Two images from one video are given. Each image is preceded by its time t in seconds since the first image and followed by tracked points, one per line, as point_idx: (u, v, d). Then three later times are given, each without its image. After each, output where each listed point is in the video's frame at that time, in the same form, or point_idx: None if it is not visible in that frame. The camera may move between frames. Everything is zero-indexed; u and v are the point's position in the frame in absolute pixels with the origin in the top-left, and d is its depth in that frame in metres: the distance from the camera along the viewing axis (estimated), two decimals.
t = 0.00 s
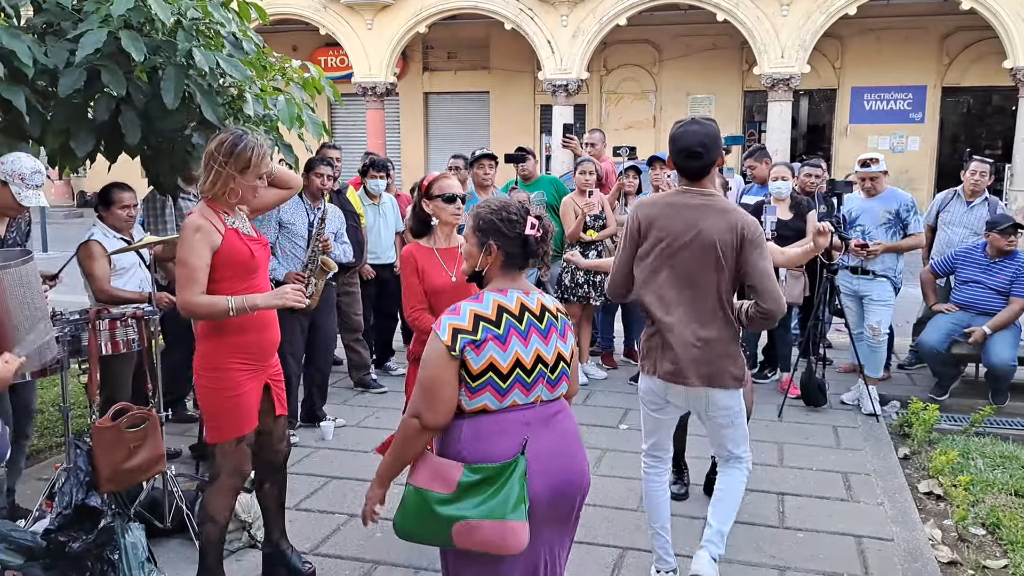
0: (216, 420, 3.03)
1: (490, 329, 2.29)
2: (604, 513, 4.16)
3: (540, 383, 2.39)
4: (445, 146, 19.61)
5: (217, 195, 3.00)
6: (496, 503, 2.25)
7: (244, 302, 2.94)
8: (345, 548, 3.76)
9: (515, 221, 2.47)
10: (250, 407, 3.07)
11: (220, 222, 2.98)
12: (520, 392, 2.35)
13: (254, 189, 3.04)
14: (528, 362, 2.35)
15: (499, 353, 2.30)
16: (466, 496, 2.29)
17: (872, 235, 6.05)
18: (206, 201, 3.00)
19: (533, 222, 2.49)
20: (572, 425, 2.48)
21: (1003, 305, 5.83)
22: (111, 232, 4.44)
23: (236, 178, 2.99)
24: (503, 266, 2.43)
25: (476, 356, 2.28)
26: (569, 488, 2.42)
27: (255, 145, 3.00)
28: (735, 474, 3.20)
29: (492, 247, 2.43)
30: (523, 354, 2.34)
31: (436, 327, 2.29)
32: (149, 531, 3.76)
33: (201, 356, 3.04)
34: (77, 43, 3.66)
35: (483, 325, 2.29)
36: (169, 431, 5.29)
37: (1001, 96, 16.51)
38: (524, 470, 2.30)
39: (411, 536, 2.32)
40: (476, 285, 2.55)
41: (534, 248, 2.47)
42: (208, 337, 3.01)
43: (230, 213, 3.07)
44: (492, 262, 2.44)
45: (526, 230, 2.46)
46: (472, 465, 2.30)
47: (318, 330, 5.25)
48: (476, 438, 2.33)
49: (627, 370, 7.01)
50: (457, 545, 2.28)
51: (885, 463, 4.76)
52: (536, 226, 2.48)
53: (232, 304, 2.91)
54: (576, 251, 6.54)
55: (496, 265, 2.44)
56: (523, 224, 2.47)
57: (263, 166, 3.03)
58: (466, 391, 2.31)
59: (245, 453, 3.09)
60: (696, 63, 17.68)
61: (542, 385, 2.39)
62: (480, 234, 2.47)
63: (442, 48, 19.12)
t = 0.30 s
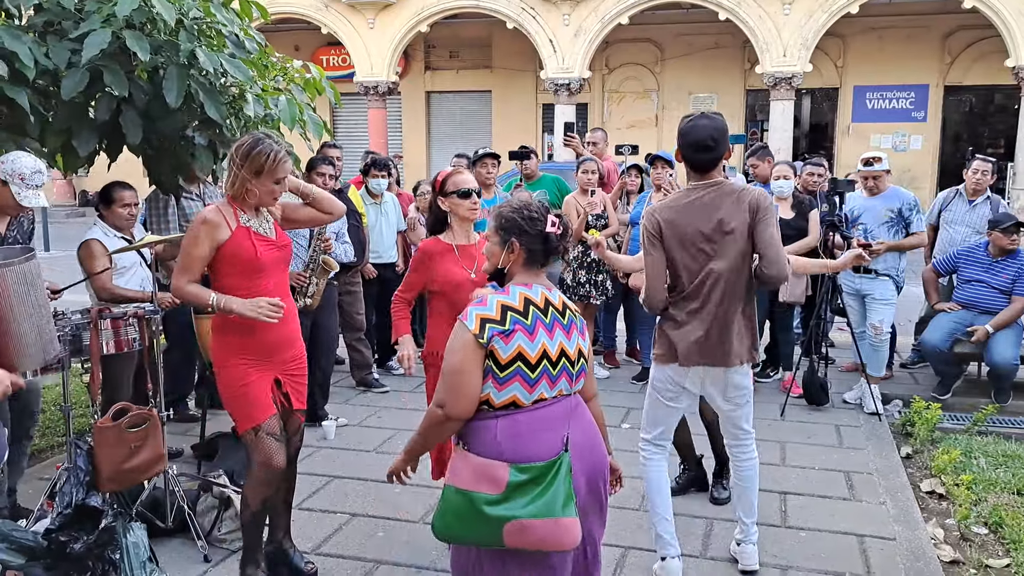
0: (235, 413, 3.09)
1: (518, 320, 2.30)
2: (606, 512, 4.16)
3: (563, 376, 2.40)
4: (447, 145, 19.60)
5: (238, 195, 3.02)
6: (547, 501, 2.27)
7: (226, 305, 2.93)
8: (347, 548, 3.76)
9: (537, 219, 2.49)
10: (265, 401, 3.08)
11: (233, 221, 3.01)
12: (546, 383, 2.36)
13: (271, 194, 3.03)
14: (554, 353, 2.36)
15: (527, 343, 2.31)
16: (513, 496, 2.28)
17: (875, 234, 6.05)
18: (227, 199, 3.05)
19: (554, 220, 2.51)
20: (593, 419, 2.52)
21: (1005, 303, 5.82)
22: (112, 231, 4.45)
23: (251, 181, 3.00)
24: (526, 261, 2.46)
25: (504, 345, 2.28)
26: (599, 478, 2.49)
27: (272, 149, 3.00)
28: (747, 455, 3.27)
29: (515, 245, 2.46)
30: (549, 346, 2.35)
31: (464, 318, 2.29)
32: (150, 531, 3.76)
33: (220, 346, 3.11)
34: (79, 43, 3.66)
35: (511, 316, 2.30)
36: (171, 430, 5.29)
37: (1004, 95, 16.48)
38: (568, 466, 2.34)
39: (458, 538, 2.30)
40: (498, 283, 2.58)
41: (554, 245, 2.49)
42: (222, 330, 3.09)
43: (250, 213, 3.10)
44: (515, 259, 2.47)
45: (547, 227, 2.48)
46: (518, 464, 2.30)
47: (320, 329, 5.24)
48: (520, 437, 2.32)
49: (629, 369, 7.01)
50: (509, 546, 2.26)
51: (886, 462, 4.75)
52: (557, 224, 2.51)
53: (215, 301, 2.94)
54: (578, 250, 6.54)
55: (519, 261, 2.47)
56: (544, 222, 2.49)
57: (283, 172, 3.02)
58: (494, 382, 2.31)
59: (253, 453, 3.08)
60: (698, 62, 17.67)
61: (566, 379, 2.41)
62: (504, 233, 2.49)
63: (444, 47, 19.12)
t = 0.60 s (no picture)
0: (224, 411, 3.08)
1: (526, 316, 2.30)
2: (609, 511, 4.15)
3: (562, 374, 2.42)
4: (449, 144, 19.59)
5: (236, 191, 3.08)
6: (548, 496, 2.29)
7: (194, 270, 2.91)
8: (349, 547, 3.76)
9: (531, 216, 2.46)
10: (246, 403, 3.08)
11: (224, 219, 3.06)
12: (549, 381, 2.37)
13: (268, 190, 3.03)
14: (556, 350, 2.37)
15: (535, 340, 2.31)
16: (515, 491, 2.30)
17: (877, 232, 6.00)
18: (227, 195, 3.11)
19: (549, 217, 2.48)
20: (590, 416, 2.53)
21: (1008, 302, 5.80)
22: (114, 229, 4.45)
23: (248, 175, 3.02)
24: (521, 259, 2.44)
25: (514, 341, 2.28)
26: (597, 472, 2.51)
27: (269, 146, 3.00)
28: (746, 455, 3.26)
29: (510, 242, 2.44)
30: (552, 342, 2.36)
31: (470, 313, 2.27)
32: (153, 530, 3.76)
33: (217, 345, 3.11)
34: (80, 41, 3.65)
35: (519, 312, 2.30)
36: (172, 430, 5.29)
37: (1006, 93, 16.46)
38: (567, 459, 2.36)
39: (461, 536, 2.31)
40: (494, 281, 2.56)
41: (550, 243, 2.47)
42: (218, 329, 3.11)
43: (247, 211, 3.12)
44: (510, 256, 2.45)
45: (542, 224, 2.45)
46: (518, 461, 2.31)
47: (321, 329, 5.20)
48: (520, 434, 2.32)
49: (631, 368, 7.00)
50: (510, 542, 2.28)
51: (889, 461, 4.75)
52: (551, 221, 2.48)
53: (189, 273, 2.92)
54: (580, 249, 6.54)
55: (514, 259, 2.45)
56: (539, 219, 2.46)
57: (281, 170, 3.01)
58: (501, 379, 2.29)
59: (254, 453, 3.07)
60: (700, 60, 17.66)
61: (565, 376, 2.43)
62: (498, 230, 2.46)
63: (446, 46, 19.11)
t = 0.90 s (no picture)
0: (200, 418, 3.04)
1: (505, 324, 2.29)
2: (611, 510, 4.15)
3: (541, 377, 2.42)
4: (449, 143, 19.58)
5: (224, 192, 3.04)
6: (521, 499, 2.28)
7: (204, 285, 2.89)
8: (351, 546, 3.76)
9: (506, 215, 2.47)
10: (231, 408, 3.04)
11: (215, 222, 3.02)
12: (528, 386, 2.37)
13: (258, 186, 3.04)
14: (535, 355, 2.38)
15: (514, 348, 2.31)
16: (488, 495, 2.29)
17: (878, 233, 6.01)
18: (219, 194, 3.05)
19: (524, 216, 2.48)
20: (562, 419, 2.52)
21: (1010, 302, 5.80)
22: (118, 228, 4.45)
23: (237, 172, 3.02)
24: (498, 260, 2.43)
25: (494, 351, 2.27)
26: (570, 472, 2.51)
27: (258, 141, 3.01)
28: (727, 503, 3.04)
29: (485, 243, 2.43)
30: (532, 348, 2.36)
31: (449, 323, 2.24)
32: (154, 529, 3.76)
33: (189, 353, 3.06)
34: (81, 36, 3.66)
35: (498, 320, 2.28)
36: (174, 429, 5.29)
37: (1006, 93, 16.45)
38: (542, 462, 2.35)
39: (432, 539, 2.29)
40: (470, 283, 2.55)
41: (526, 242, 2.47)
42: (197, 332, 3.03)
43: (235, 213, 3.10)
44: (486, 258, 2.44)
45: (516, 223, 2.45)
46: (490, 464, 2.30)
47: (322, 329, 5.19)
48: (492, 438, 2.31)
49: (632, 367, 7.00)
50: (485, 546, 2.27)
51: (891, 460, 4.75)
52: (527, 220, 2.48)
53: (198, 288, 2.89)
54: (580, 249, 6.53)
55: (491, 261, 2.44)
56: (513, 218, 2.46)
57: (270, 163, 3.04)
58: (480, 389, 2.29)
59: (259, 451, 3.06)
60: (700, 60, 17.66)
61: (544, 378, 2.43)
62: (473, 230, 2.46)
63: (446, 46, 19.11)
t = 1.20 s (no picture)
0: (198, 418, 3.04)
1: (477, 326, 2.28)
2: (610, 509, 4.16)
3: (525, 376, 2.39)
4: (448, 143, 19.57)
5: (208, 185, 3.03)
6: (503, 500, 2.26)
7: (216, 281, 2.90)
8: (351, 545, 3.76)
9: (486, 214, 2.44)
10: (230, 407, 3.05)
11: (208, 216, 3.02)
12: (507, 387, 2.35)
13: (245, 175, 3.05)
14: (514, 356, 2.35)
15: (488, 350, 2.29)
16: (470, 496, 2.28)
17: (878, 233, 6.02)
18: (199, 193, 3.05)
19: (505, 215, 2.45)
20: (552, 418, 2.49)
21: (1008, 302, 5.82)
22: (119, 227, 4.45)
23: (223, 164, 3.01)
24: (477, 260, 2.43)
25: (466, 353, 2.27)
26: (558, 473, 2.49)
27: (239, 131, 3.01)
28: (722, 512, 3.02)
29: (464, 242, 2.43)
30: (509, 349, 2.34)
31: (421, 327, 2.25)
32: (155, 528, 3.77)
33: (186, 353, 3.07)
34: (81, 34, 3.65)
35: (470, 322, 2.27)
36: (174, 428, 5.29)
37: (1004, 93, 16.46)
38: (526, 464, 2.33)
39: (412, 538, 2.30)
40: (453, 281, 2.56)
41: (506, 242, 2.45)
42: (196, 333, 3.03)
43: (223, 205, 3.09)
44: (466, 257, 2.44)
45: (497, 222, 2.43)
46: (472, 464, 2.30)
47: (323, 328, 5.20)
48: (473, 438, 2.31)
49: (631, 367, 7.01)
50: (465, 546, 2.27)
51: (890, 460, 4.76)
52: (508, 220, 2.45)
53: (209, 284, 2.89)
54: (579, 248, 6.54)
55: (471, 261, 2.44)
56: (494, 217, 2.43)
57: (254, 152, 3.05)
58: (455, 391, 2.30)
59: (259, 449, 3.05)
60: (698, 60, 17.67)
61: (527, 378, 2.40)
62: (452, 229, 2.45)
63: (444, 46, 19.11)
